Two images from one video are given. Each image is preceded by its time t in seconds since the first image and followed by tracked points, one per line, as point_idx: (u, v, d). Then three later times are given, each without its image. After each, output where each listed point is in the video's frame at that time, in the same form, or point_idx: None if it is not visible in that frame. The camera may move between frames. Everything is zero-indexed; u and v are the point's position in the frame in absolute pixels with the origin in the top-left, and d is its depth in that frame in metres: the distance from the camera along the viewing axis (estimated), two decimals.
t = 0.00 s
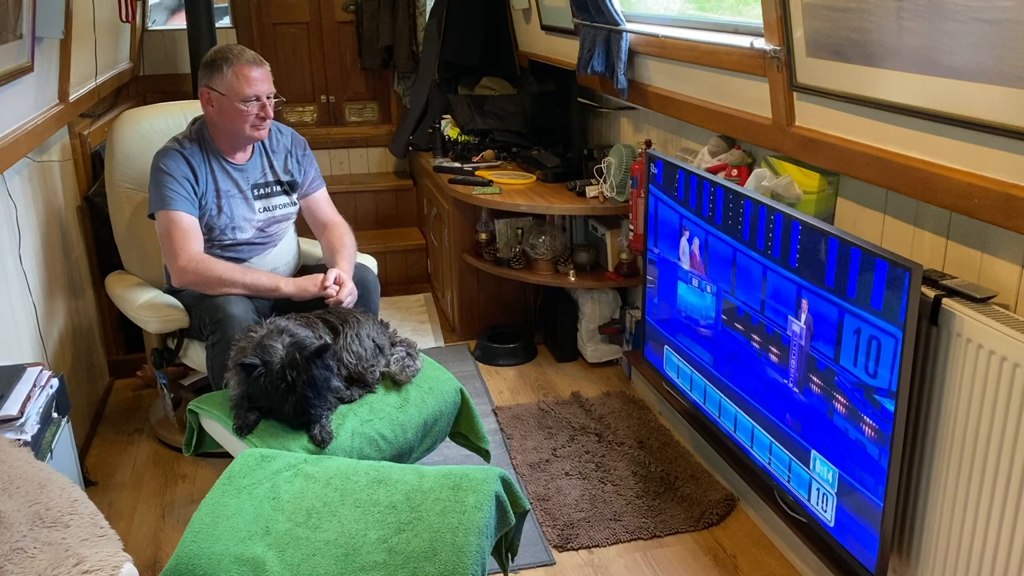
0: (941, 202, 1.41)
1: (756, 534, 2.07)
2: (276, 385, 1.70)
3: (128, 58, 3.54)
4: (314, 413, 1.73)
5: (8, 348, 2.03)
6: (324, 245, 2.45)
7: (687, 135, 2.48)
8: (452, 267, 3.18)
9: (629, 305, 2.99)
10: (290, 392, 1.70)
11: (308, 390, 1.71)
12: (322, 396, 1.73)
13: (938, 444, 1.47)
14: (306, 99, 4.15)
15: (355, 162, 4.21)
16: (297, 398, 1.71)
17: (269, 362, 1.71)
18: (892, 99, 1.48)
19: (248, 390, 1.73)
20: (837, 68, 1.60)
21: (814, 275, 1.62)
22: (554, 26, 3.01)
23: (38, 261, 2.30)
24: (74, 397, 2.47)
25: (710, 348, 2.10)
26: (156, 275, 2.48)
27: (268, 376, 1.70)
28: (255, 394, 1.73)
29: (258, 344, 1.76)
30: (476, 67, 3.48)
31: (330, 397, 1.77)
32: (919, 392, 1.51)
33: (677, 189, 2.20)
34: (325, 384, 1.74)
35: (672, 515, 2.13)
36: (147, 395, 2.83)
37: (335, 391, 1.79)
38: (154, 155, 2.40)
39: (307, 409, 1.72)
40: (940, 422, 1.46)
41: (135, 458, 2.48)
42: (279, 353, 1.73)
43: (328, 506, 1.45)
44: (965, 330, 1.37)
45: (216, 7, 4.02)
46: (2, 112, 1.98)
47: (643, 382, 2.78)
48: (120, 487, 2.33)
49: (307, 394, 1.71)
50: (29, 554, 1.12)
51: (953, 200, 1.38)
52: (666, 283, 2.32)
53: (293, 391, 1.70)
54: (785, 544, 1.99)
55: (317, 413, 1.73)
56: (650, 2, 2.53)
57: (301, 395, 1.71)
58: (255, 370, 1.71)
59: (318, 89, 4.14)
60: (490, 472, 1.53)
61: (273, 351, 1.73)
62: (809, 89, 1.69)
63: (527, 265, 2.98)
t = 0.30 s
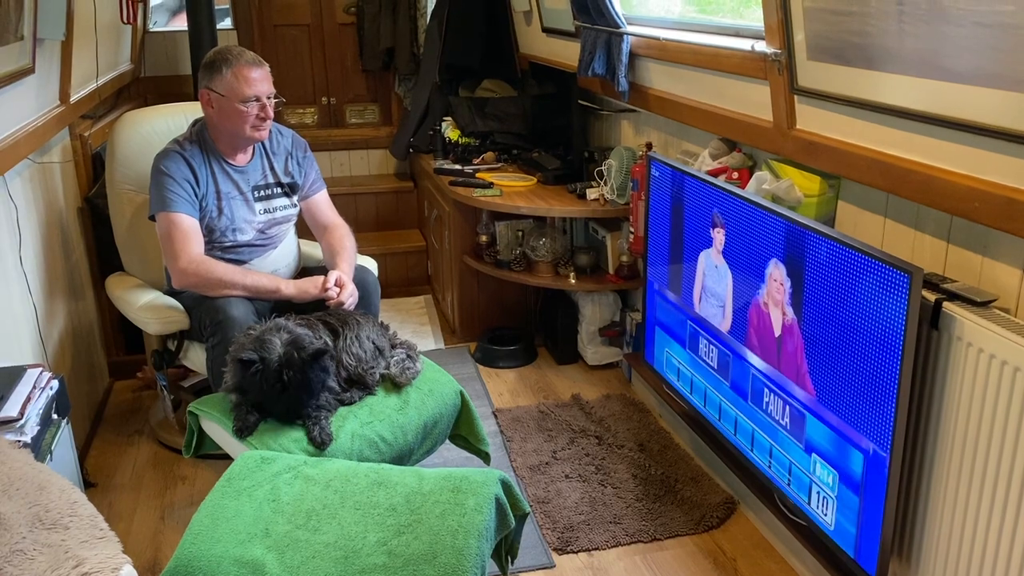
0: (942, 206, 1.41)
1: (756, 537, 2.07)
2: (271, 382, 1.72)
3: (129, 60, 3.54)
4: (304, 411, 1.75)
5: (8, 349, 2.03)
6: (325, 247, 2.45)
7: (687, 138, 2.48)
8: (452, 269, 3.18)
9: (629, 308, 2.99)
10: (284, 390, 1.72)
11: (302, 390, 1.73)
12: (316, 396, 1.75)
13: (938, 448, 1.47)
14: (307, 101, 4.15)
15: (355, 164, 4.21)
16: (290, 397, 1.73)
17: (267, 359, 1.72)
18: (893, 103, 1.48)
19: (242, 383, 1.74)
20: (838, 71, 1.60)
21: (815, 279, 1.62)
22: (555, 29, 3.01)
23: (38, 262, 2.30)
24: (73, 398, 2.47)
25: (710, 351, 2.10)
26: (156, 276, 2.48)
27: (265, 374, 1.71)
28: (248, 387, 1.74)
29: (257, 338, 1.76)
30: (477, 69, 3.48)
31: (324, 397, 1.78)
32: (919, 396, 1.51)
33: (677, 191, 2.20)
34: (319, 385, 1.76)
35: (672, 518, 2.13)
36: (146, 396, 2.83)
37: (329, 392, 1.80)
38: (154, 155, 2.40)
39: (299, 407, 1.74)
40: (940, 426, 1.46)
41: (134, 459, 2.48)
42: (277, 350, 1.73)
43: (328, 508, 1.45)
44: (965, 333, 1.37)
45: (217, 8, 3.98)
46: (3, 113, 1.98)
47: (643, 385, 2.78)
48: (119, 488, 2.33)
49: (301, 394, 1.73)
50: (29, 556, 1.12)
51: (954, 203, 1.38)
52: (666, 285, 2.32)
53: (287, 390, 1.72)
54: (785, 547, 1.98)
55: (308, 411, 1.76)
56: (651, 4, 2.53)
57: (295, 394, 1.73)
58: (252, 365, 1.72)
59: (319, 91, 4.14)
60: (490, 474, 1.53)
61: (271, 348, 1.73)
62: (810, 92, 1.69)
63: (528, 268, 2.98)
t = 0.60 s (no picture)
0: (944, 209, 1.40)
1: (756, 540, 2.07)
2: (280, 393, 1.72)
3: (130, 60, 3.55)
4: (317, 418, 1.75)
5: (8, 350, 2.03)
6: (326, 249, 2.45)
7: (689, 140, 2.48)
8: (453, 271, 3.18)
9: (630, 310, 2.99)
10: (294, 399, 1.73)
11: (312, 397, 1.73)
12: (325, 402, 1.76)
13: (939, 451, 1.47)
14: (308, 102, 4.15)
15: (357, 165, 4.21)
16: (300, 405, 1.73)
17: (273, 370, 1.72)
18: (895, 105, 1.48)
19: (249, 397, 1.74)
20: (840, 73, 1.60)
21: (817, 281, 1.62)
22: (556, 30, 3.01)
23: (39, 263, 2.30)
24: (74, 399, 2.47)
25: (710, 353, 2.10)
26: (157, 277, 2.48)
27: (274, 386, 1.72)
28: (255, 400, 1.74)
29: (258, 349, 1.75)
30: (479, 71, 3.48)
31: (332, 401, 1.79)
32: (921, 400, 1.51)
33: (678, 193, 2.20)
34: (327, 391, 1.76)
35: (672, 521, 2.13)
36: (147, 397, 2.83)
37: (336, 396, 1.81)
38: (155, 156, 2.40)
39: (310, 413, 1.74)
40: (941, 429, 1.46)
41: (135, 461, 2.48)
42: (281, 361, 1.73)
43: (328, 510, 1.45)
44: (966, 337, 1.37)
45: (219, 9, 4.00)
46: (5, 114, 1.98)
47: (643, 386, 2.78)
48: (119, 490, 2.33)
49: (311, 400, 1.73)
50: (29, 557, 1.12)
51: (956, 206, 1.37)
52: (667, 287, 2.32)
53: (297, 398, 1.72)
54: (786, 550, 1.98)
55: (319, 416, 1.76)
56: (652, 7, 2.53)
57: (305, 401, 1.73)
58: (259, 378, 1.71)
59: (320, 92, 4.14)
60: (490, 476, 1.52)
61: (275, 359, 1.73)
62: (812, 95, 1.69)
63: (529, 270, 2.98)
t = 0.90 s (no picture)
0: (946, 210, 1.40)
1: (757, 542, 2.06)
2: (287, 399, 1.72)
3: (132, 60, 3.54)
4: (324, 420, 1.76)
5: (8, 350, 2.02)
6: (326, 249, 2.45)
7: (690, 141, 2.48)
8: (454, 271, 3.18)
9: (631, 310, 2.99)
10: (301, 403, 1.73)
11: (319, 399, 1.74)
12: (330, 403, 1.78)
13: (941, 453, 1.46)
14: (309, 102, 4.15)
15: (358, 165, 4.21)
16: (309, 409, 1.74)
17: (278, 376, 1.72)
18: (897, 107, 1.47)
19: (255, 404, 1.74)
20: (842, 74, 1.59)
21: (818, 283, 1.62)
22: (558, 31, 3.01)
23: (39, 263, 2.30)
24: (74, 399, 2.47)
25: (711, 355, 2.10)
26: (157, 277, 2.48)
27: (281, 393, 1.72)
28: (259, 406, 1.74)
29: (259, 355, 1.74)
30: (480, 71, 3.48)
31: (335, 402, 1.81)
32: (923, 401, 1.50)
33: (679, 194, 2.19)
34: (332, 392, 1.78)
35: (673, 522, 2.12)
36: (147, 397, 2.83)
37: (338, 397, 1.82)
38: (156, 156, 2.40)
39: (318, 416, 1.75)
40: (943, 432, 1.45)
41: (135, 461, 2.48)
42: (285, 367, 1.74)
43: (328, 511, 1.45)
44: (968, 338, 1.36)
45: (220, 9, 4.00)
46: (5, 113, 1.98)
47: (644, 387, 2.78)
48: (119, 490, 2.33)
49: (318, 402, 1.75)
50: (28, 557, 1.11)
51: (958, 208, 1.37)
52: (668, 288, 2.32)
53: (304, 402, 1.73)
54: (787, 551, 1.98)
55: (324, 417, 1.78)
56: (654, 7, 2.53)
57: (313, 404, 1.74)
58: (265, 386, 1.71)
59: (321, 92, 4.14)
60: (491, 477, 1.52)
61: (279, 365, 1.73)
62: (813, 96, 1.69)
63: (530, 270, 2.97)
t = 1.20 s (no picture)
0: (950, 210, 1.39)
1: (760, 543, 2.06)
2: (290, 397, 1.72)
3: (134, 59, 3.54)
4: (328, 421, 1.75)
5: (11, 348, 2.02)
6: (329, 248, 2.45)
7: (693, 141, 2.47)
8: (456, 271, 3.18)
9: (633, 310, 2.98)
10: (305, 402, 1.73)
11: (323, 398, 1.74)
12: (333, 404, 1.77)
13: (945, 454, 1.46)
14: (311, 102, 4.15)
15: (360, 165, 4.21)
16: (313, 408, 1.73)
17: (281, 374, 1.72)
18: (901, 107, 1.47)
19: (258, 404, 1.73)
20: (845, 74, 1.59)
21: (822, 282, 1.61)
22: (560, 31, 3.01)
23: (41, 262, 2.30)
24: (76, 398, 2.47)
25: (714, 355, 2.09)
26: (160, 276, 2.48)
27: (283, 391, 1.72)
28: (262, 406, 1.73)
29: (262, 355, 1.75)
30: (482, 71, 3.48)
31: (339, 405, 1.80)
32: (926, 402, 1.50)
33: (682, 194, 2.19)
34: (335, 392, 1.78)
35: (675, 523, 2.12)
36: (149, 396, 2.83)
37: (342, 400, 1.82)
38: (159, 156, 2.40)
39: (323, 416, 1.74)
40: (946, 432, 1.45)
41: (137, 460, 2.48)
42: (287, 366, 1.75)
43: (330, 510, 1.44)
44: (972, 339, 1.36)
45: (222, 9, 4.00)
46: (8, 111, 1.98)
47: (646, 387, 2.77)
48: (122, 489, 2.33)
49: (323, 401, 1.74)
50: (30, 556, 1.11)
51: (962, 208, 1.36)
52: (671, 289, 2.31)
53: (308, 400, 1.73)
54: (789, 552, 1.97)
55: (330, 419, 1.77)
56: (657, 7, 2.52)
57: (317, 403, 1.74)
58: (267, 385, 1.71)
59: (323, 91, 4.14)
60: (493, 477, 1.52)
61: (282, 364, 1.74)
62: (817, 96, 1.69)
63: (532, 270, 2.97)
